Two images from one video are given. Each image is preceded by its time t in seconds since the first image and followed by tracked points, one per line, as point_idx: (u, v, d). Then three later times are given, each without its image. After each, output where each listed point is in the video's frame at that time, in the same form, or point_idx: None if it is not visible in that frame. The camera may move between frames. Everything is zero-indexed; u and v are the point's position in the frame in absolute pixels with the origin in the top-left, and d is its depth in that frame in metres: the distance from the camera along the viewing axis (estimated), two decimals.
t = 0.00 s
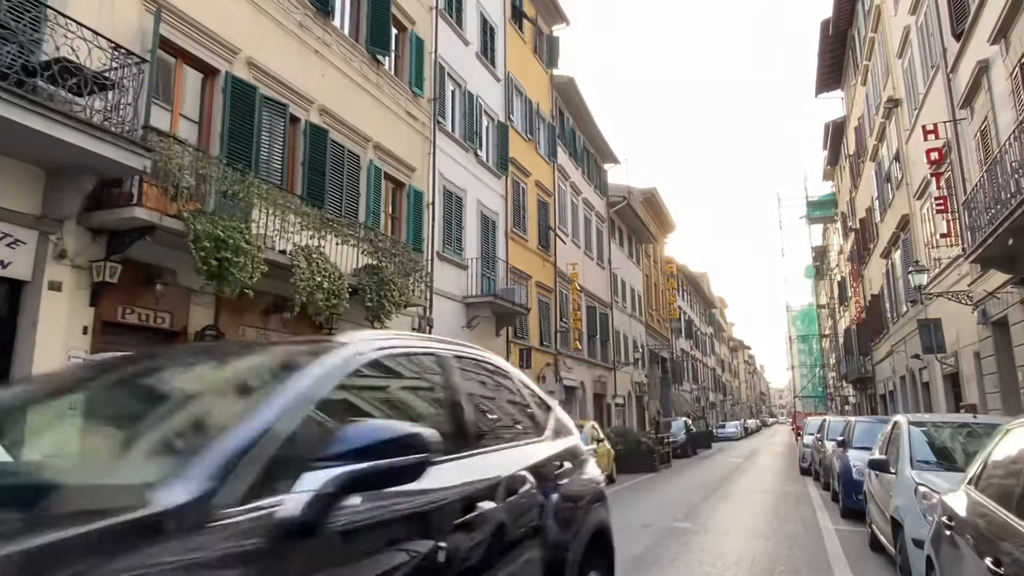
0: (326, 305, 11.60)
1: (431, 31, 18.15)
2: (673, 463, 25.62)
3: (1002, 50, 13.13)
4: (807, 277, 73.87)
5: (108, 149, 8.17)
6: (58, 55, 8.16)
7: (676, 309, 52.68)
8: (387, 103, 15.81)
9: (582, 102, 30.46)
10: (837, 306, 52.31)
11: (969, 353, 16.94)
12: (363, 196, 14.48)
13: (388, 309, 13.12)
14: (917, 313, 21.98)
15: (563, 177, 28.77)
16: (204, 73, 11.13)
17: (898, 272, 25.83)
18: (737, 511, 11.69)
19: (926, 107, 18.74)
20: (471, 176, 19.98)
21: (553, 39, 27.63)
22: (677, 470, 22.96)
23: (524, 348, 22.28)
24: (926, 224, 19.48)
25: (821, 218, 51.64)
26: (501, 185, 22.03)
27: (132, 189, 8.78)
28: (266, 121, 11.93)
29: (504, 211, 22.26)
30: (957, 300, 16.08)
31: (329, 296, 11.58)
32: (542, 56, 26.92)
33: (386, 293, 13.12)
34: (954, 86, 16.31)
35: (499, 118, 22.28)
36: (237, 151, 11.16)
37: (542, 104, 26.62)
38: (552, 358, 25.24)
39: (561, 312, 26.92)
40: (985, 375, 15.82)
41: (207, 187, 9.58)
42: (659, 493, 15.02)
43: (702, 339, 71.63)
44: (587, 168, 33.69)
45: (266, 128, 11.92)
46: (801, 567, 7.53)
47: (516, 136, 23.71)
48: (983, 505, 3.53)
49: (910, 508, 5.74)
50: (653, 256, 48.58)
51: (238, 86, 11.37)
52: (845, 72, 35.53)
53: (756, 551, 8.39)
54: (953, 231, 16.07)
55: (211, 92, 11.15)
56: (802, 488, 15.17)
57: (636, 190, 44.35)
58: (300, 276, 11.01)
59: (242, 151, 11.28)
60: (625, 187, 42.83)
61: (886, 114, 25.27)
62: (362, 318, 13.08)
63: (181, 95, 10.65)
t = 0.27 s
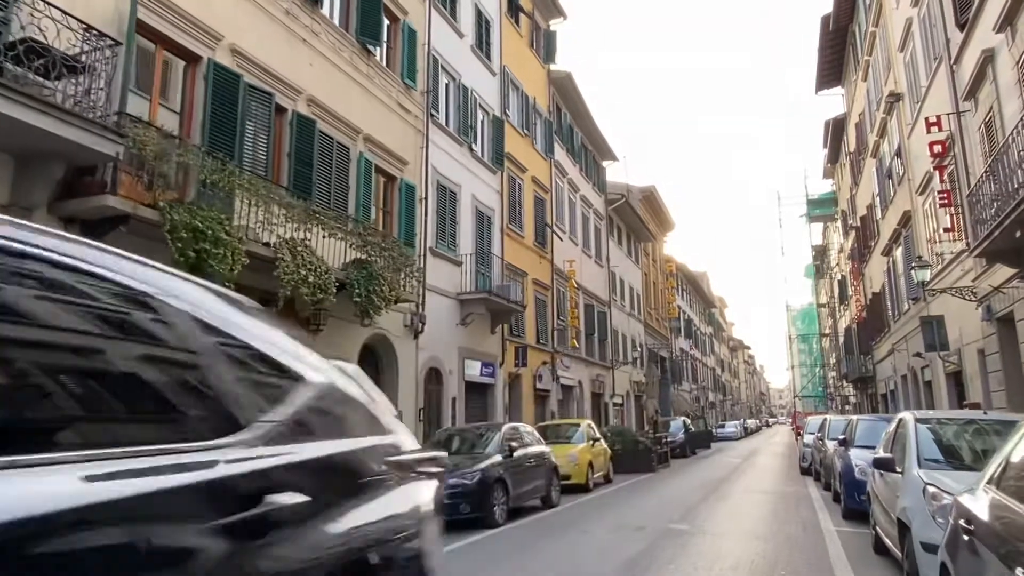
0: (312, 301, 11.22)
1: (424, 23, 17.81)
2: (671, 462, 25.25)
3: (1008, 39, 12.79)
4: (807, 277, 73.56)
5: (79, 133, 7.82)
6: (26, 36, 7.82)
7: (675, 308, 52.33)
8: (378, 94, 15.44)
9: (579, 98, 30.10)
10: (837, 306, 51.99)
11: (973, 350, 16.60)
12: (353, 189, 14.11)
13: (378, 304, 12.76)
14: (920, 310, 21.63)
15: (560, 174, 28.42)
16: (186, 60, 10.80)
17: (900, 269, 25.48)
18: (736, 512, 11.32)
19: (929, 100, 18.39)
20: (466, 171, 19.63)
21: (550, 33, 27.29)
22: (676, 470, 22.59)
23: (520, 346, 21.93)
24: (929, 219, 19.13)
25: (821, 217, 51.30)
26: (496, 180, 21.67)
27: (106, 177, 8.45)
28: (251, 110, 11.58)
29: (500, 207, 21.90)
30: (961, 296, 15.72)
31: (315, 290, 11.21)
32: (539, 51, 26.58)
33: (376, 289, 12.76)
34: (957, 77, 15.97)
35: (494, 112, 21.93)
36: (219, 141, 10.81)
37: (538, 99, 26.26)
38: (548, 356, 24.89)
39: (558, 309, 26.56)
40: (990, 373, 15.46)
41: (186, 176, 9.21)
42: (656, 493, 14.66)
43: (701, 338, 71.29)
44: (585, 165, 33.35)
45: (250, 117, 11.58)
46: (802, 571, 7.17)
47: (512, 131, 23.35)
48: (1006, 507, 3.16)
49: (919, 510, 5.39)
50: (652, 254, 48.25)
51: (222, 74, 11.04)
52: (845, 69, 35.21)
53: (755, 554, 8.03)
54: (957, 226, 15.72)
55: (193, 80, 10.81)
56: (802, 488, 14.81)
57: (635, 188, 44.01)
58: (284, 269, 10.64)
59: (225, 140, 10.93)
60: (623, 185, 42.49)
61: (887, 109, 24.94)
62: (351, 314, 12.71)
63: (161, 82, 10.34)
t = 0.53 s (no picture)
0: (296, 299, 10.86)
1: (417, 16, 17.45)
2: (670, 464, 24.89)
3: (1014, 30, 12.43)
4: (807, 276, 73.20)
5: (47, 123, 7.47)
6: None
7: (674, 308, 51.96)
8: (369, 89, 15.08)
9: (577, 95, 29.75)
10: (838, 305, 51.65)
11: (977, 351, 16.23)
12: (342, 185, 13.77)
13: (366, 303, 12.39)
14: (923, 309, 21.26)
15: (557, 172, 28.05)
16: (165, 51, 10.46)
17: (902, 268, 25.11)
18: (734, 517, 10.95)
19: (932, 95, 18.05)
20: (460, 168, 19.26)
21: (547, 29, 26.93)
22: (674, 471, 22.23)
23: (517, 346, 21.58)
24: (931, 217, 18.76)
25: (822, 216, 50.94)
26: (491, 177, 21.31)
27: (76, 169, 8.10)
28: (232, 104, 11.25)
29: (495, 205, 21.53)
30: (965, 295, 15.38)
31: (300, 288, 10.86)
32: (535, 47, 26.23)
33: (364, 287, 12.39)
34: (961, 71, 15.61)
35: (490, 108, 21.57)
36: (200, 135, 10.48)
37: (535, 96, 25.91)
38: (545, 356, 24.56)
39: (555, 309, 26.19)
40: (995, 374, 15.11)
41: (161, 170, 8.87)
42: (653, 497, 14.31)
43: (701, 338, 70.98)
44: (583, 163, 33.00)
45: (232, 111, 11.25)
46: None
47: (508, 128, 23.00)
48: None
49: (929, 521, 5.05)
50: (651, 254, 47.88)
51: (203, 66, 10.70)
52: (846, 66, 34.86)
53: (752, 564, 7.68)
54: (961, 223, 15.37)
55: (173, 71, 10.46)
56: (803, 491, 14.47)
57: (633, 187, 43.65)
58: (266, 266, 10.28)
59: (205, 134, 10.60)
60: (622, 184, 42.12)
61: (889, 105, 24.57)
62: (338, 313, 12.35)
63: (140, 73, 10.00)
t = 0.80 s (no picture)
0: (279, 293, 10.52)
1: (409, 7, 17.11)
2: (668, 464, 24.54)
3: (1020, 17, 12.10)
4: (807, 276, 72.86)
5: (10, 105, 7.12)
6: None
7: (673, 307, 51.63)
8: (359, 79, 14.73)
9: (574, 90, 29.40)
10: (838, 304, 51.35)
11: (981, 348, 15.90)
12: (330, 178, 13.42)
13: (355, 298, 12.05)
14: (924, 306, 20.93)
15: (554, 168, 27.72)
16: (143, 36, 10.12)
17: (903, 265, 24.78)
18: (732, 518, 10.62)
19: (934, 88, 17.70)
20: (454, 162, 18.93)
21: (544, 24, 26.59)
22: (672, 471, 21.90)
23: (512, 344, 21.23)
24: (934, 212, 18.42)
25: (822, 214, 50.62)
26: (486, 172, 20.97)
27: (45, 155, 7.76)
28: (214, 92, 10.91)
29: (490, 200, 21.19)
30: (968, 291, 15.03)
31: (284, 281, 10.53)
32: (531, 42, 25.90)
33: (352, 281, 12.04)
34: (964, 61, 15.27)
35: (485, 102, 21.22)
36: (179, 123, 10.14)
37: (531, 90, 25.56)
38: (541, 354, 24.21)
39: (552, 307, 25.86)
40: (999, 372, 14.77)
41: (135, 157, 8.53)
42: (649, 497, 13.97)
43: (700, 337, 70.61)
44: (581, 160, 32.67)
45: (214, 99, 10.92)
46: None
47: (504, 122, 22.65)
48: None
49: (938, 522, 4.71)
50: (650, 252, 47.55)
51: (182, 51, 10.36)
52: (847, 62, 34.54)
53: (750, 568, 7.34)
54: (965, 217, 15.02)
55: (152, 56, 10.12)
56: (803, 492, 14.13)
57: (632, 185, 43.32)
58: (247, 259, 9.94)
59: (185, 122, 10.26)
60: (620, 181, 41.79)
61: (890, 100, 24.25)
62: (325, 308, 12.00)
63: (117, 59, 9.66)
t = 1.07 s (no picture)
0: (262, 290, 10.16)
1: None
2: (666, 465, 24.20)
3: None
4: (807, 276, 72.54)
5: None
6: None
7: (672, 306, 51.30)
8: (349, 72, 14.37)
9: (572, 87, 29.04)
10: (839, 303, 51.03)
11: (986, 347, 15.56)
12: (319, 172, 13.07)
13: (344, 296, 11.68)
14: (927, 305, 20.58)
15: (552, 165, 27.38)
16: (121, 24, 9.77)
17: (905, 264, 24.43)
18: (731, 523, 10.27)
19: (937, 82, 17.36)
20: (449, 158, 18.57)
21: (541, 19, 26.24)
22: (671, 473, 21.55)
23: (508, 343, 20.88)
24: (938, 209, 18.07)
25: (822, 213, 50.28)
26: (482, 169, 20.62)
27: (11, 144, 7.41)
28: (196, 82, 10.56)
29: (486, 197, 20.83)
30: (973, 289, 14.69)
31: (267, 278, 10.17)
32: (528, 37, 25.55)
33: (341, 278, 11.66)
34: (969, 54, 14.93)
35: (480, 98, 20.87)
36: (158, 114, 9.80)
37: (528, 87, 25.20)
38: (538, 354, 23.85)
39: (549, 306, 25.51)
40: (1005, 372, 14.41)
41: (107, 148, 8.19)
42: (646, 501, 13.61)
43: (700, 337, 70.25)
44: (579, 158, 32.32)
45: (196, 90, 10.57)
46: None
47: (500, 118, 22.30)
48: None
49: (954, 534, 4.36)
50: (649, 252, 47.20)
51: (161, 40, 10.01)
52: (848, 59, 34.22)
53: None
54: (970, 213, 14.68)
55: (130, 44, 9.79)
56: (803, 495, 13.78)
57: (631, 184, 42.97)
58: (228, 254, 9.58)
59: (164, 113, 9.92)
60: (619, 180, 41.45)
61: (892, 96, 23.91)
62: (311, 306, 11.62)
63: (94, 47, 9.33)
